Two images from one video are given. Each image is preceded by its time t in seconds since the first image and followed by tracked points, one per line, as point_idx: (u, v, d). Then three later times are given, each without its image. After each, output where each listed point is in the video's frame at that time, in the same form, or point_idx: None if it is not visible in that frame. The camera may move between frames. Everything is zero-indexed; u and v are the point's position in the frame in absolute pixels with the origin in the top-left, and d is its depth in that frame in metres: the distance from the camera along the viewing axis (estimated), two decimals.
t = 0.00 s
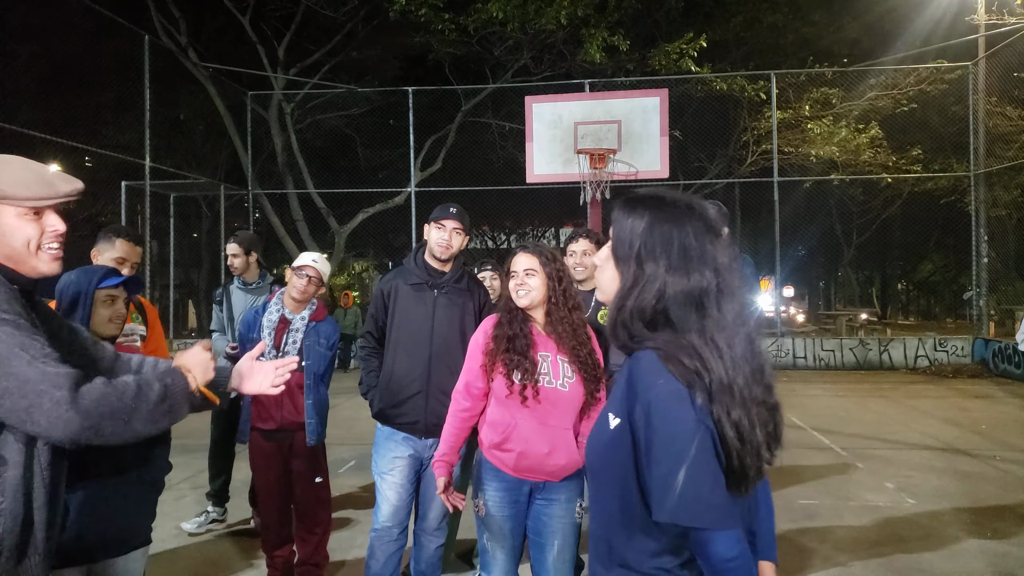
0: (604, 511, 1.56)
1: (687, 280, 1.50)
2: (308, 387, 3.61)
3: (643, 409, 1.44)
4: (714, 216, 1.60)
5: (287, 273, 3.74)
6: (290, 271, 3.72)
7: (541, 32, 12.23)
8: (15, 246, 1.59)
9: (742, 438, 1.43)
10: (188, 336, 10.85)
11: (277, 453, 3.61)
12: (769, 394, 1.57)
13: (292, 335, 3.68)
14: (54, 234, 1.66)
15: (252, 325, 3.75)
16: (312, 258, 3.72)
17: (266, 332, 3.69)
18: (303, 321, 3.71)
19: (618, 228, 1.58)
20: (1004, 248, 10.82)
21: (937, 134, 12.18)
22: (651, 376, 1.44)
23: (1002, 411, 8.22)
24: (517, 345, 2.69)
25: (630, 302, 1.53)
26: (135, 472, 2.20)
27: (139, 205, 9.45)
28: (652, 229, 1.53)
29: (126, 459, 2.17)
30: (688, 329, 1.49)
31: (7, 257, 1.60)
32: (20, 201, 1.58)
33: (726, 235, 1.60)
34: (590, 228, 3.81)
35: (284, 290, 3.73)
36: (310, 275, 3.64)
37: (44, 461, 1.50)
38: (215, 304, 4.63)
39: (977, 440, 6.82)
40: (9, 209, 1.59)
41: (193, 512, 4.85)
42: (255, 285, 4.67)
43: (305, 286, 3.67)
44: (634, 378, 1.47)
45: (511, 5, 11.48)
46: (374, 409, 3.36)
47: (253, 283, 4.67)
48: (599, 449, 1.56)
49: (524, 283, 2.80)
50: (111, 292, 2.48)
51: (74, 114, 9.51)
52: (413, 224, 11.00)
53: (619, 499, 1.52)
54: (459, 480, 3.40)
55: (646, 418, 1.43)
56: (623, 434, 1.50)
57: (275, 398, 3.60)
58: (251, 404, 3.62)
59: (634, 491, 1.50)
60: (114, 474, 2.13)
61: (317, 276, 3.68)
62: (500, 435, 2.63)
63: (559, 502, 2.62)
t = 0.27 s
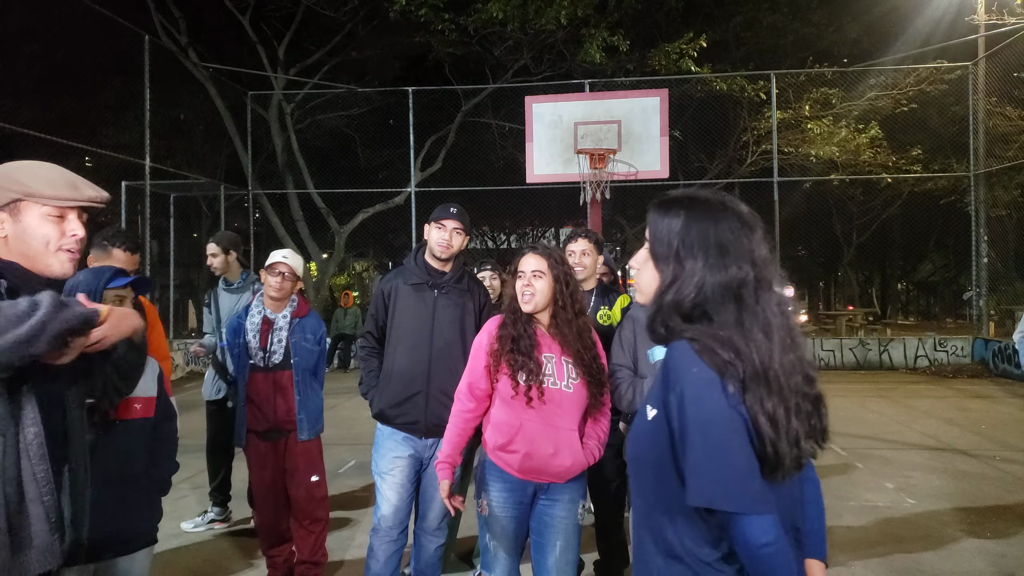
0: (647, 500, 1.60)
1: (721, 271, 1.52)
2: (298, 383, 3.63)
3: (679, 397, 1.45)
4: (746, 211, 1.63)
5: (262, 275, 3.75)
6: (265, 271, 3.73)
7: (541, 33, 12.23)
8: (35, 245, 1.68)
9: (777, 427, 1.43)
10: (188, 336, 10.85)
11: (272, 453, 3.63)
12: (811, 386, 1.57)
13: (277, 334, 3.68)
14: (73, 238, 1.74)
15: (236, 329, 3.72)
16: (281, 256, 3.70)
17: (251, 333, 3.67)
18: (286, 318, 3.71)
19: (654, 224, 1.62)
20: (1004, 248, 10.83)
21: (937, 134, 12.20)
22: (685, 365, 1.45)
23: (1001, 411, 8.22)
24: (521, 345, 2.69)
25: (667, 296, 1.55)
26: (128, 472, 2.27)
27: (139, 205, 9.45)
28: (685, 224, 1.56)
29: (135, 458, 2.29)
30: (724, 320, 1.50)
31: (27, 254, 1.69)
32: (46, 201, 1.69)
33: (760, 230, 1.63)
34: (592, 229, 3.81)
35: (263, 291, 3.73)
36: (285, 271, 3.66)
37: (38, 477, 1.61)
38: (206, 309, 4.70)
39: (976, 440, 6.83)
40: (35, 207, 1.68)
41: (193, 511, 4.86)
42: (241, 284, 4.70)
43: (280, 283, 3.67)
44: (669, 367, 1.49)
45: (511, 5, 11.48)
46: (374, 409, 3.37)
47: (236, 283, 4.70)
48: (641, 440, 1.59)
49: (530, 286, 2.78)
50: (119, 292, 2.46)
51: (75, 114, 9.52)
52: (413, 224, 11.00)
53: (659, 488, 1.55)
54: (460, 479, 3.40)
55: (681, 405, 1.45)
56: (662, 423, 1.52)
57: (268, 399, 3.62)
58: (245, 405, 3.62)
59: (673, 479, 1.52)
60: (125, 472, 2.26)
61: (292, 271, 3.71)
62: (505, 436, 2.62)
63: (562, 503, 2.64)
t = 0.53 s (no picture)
0: (691, 499, 1.63)
1: (763, 272, 1.60)
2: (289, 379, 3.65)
3: (725, 394, 1.51)
4: (778, 220, 1.72)
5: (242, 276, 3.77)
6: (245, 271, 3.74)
7: (541, 33, 12.22)
8: (23, 243, 1.66)
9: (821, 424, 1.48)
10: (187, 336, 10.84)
11: (270, 453, 3.63)
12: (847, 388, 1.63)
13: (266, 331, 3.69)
14: (61, 233, 1.73)
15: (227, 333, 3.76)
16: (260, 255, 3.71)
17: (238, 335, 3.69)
18: (273, 317, 3.74)
19: (692, 228, 1.70)
20: (1004, 248, 10.82)
21: (937, 134, 12.20)
22: (732, 362, 1.51)
23: (1002, 411, 8.22)
24: (513, 341, 2.70)
25: (710, 292, 1.62)
26: (133, 473, 2.23)
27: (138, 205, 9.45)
28: (725, 227, 1.65)
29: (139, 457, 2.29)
30: (767, 316, 1.56)
31: (15, 253, 1.67)
32: (31, 198, 1.66)
33: (792, 238, 1.72)
34: (591, 229, 3.79)
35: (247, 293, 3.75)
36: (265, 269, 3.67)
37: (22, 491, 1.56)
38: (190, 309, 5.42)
39: (977, 440, 6.83)
40: (20, 205, 1.66)
41: (193, 511, 4.86)
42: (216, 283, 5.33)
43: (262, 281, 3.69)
44: (716, 364, 1.55)
45: (511, 5, 11.47)
46: (374, 409, 3.37)
47: (211, 283, 5.28)
48: (684, 439, 1.64)
49: (529, 281, 2.78)
50: (119, 294, 2.68)
51: (75, 114, 9.53)
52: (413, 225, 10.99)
53: (702, 485, 1.59)
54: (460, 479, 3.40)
55: (728, 402, 1.50)
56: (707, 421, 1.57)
57: (262, 397, 3.61)
58: (241, 405, 3.63)
59: (718, 476, 1.56)
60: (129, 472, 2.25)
61: (273, 270, 3.72)
62: (499, 433, 2.63)
63: (561, 501, 2.63)
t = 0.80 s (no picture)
0: (710, 496, 1.63)
1: (779, 266, 1.62)
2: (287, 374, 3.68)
3: (749, 391, 1.50)
4: (787, 218, 1.75)
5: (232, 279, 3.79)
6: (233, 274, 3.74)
7: (541, 32, 12.22)
8: (48, 245, 1.71)
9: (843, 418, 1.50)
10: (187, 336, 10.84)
11: (270, 453, 3.64)
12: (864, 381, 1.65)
13: (258, 331, 3.71)
14: (84, 233, 1.77)
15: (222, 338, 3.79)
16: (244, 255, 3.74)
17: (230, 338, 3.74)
18: (263, 315, 3.75)
19: (704, 227, 1.72)
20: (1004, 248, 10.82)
21: (937, 134, 12.19)
22: (756, 359, 1.51)
23: (1002, 411, 8.22)
24: (497, 345, 2.73)
25: (728, 287, 1.64)
26: (132, 471, 2.26)
27: (139, 205, 9.46)
28: (739, 224, 1.67)
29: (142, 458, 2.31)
30: (785, 310, 1.59)
31: (42, 257, 1.72)
32: (51, 200, 1.71)
33: (801, 234, 1.74)
34: (592, 228, 3.79)
35: (238, 293, 3.77)
36: (253, 270, 3.70)
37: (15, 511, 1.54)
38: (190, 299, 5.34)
39: (976, 440, 6.83)
40: (42, 208, 1.71)
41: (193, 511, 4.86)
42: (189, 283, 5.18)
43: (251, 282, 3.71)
44: (739, 361, 1.55)
45: (511, 5, 11.47)
46: (374, 409, 3.37)
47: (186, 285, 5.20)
48: (705, 436, 1.65)
49: (522, 286, 2.78)
50: (114, 293, 2.67)
51: (75, 114, 9.53)
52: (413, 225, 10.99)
53: (724, 482, 1.59)
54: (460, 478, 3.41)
55: (752, 399, 1.50)
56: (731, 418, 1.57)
57: (259, 398, 3.63)
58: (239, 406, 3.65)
59: (741, 473, 1.56)
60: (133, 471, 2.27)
61: (260, 268, 3.74)
62: (484, 436, 2.68)
63: (555, 501, 2.63)
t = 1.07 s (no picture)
0: (715, 494, 1.64)
1: (780, 262, 1.62)
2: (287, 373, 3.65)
3: (754, 388, 1.51)
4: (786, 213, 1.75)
5: (225, 284, 3.75)
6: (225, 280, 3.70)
7: (541, 32, 12.22)
8: (31, 238, 1.68)
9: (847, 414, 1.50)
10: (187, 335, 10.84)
11: (271, 452, 3.64)
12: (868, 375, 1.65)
13: (256, 331, 3.67)
14: (67, 227, 1.75)
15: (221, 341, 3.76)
16: (237, 258, 3.70)
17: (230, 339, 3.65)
18: (260, 315, 3.72)
19: (703, 227, 1.72)
20: (1004, 248, 10.82)
21: (937, 133, 12.19)
22: (761, 356, 1.52)
23: (1002, 411, 8.22)
24: (496, 347, 2.72)
25: (729, 285, 1.64)
26: (132, 472, 2.26)
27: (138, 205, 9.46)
28: (739, 221, 1.66)
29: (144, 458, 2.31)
30: (787, 305, 1.59)
31: (23, 249, 1.68)
32: (36, 195, 1.68)
33: (800, 229, 1.74)
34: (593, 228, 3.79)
35: (233, 297, 3.74)
36: (247, 271, 3.67)
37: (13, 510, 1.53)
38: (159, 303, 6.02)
39: (976, 440, 6.83)
40: (26, 201, 1.68)
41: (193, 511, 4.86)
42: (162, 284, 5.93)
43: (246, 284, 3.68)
44: (743, 358, 1.55)
45: (511, 5, 11.47)
46: (374, 409, 3.37)
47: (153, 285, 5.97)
48: (710, 434, 1.65)
49: (515, 284, 2.79)
50: (113, 292, 2.53)
51: (75, 114, 9.53)
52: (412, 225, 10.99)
53: (729, 479, 1.59)
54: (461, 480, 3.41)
55: (757, 396, 1.50)
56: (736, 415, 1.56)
57: (261, 397, 3.62)
58: (240, 409, 3.61)
59: (746, 471, 1.57)
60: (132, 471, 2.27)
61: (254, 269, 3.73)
62: (482, 437, 2.68)
63: (551, 502, 2.63)
